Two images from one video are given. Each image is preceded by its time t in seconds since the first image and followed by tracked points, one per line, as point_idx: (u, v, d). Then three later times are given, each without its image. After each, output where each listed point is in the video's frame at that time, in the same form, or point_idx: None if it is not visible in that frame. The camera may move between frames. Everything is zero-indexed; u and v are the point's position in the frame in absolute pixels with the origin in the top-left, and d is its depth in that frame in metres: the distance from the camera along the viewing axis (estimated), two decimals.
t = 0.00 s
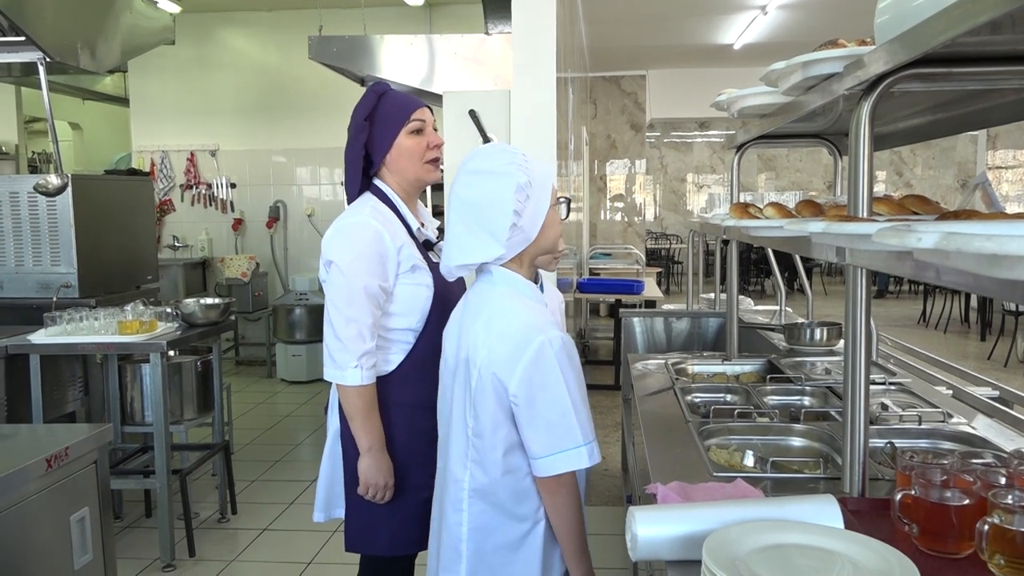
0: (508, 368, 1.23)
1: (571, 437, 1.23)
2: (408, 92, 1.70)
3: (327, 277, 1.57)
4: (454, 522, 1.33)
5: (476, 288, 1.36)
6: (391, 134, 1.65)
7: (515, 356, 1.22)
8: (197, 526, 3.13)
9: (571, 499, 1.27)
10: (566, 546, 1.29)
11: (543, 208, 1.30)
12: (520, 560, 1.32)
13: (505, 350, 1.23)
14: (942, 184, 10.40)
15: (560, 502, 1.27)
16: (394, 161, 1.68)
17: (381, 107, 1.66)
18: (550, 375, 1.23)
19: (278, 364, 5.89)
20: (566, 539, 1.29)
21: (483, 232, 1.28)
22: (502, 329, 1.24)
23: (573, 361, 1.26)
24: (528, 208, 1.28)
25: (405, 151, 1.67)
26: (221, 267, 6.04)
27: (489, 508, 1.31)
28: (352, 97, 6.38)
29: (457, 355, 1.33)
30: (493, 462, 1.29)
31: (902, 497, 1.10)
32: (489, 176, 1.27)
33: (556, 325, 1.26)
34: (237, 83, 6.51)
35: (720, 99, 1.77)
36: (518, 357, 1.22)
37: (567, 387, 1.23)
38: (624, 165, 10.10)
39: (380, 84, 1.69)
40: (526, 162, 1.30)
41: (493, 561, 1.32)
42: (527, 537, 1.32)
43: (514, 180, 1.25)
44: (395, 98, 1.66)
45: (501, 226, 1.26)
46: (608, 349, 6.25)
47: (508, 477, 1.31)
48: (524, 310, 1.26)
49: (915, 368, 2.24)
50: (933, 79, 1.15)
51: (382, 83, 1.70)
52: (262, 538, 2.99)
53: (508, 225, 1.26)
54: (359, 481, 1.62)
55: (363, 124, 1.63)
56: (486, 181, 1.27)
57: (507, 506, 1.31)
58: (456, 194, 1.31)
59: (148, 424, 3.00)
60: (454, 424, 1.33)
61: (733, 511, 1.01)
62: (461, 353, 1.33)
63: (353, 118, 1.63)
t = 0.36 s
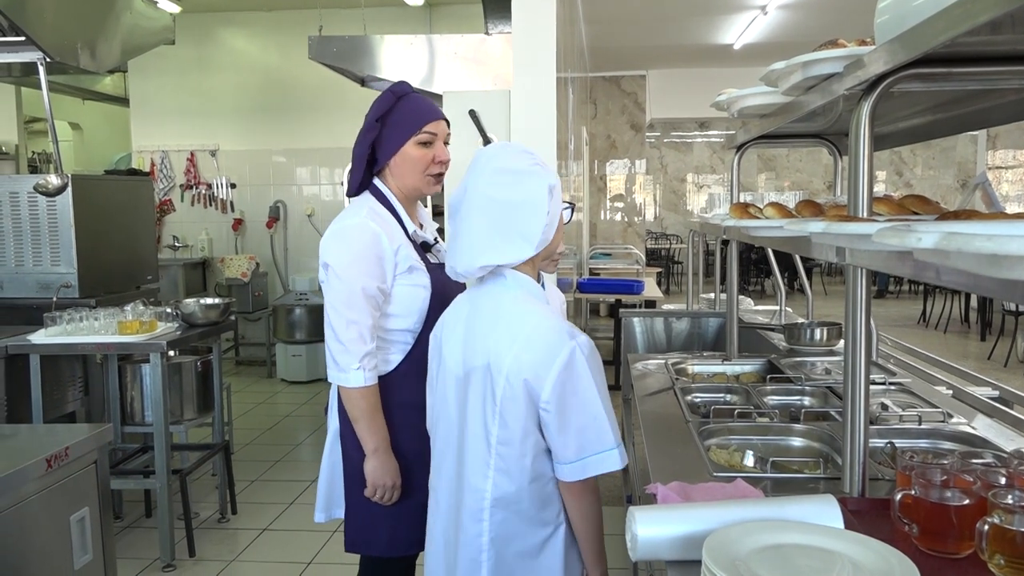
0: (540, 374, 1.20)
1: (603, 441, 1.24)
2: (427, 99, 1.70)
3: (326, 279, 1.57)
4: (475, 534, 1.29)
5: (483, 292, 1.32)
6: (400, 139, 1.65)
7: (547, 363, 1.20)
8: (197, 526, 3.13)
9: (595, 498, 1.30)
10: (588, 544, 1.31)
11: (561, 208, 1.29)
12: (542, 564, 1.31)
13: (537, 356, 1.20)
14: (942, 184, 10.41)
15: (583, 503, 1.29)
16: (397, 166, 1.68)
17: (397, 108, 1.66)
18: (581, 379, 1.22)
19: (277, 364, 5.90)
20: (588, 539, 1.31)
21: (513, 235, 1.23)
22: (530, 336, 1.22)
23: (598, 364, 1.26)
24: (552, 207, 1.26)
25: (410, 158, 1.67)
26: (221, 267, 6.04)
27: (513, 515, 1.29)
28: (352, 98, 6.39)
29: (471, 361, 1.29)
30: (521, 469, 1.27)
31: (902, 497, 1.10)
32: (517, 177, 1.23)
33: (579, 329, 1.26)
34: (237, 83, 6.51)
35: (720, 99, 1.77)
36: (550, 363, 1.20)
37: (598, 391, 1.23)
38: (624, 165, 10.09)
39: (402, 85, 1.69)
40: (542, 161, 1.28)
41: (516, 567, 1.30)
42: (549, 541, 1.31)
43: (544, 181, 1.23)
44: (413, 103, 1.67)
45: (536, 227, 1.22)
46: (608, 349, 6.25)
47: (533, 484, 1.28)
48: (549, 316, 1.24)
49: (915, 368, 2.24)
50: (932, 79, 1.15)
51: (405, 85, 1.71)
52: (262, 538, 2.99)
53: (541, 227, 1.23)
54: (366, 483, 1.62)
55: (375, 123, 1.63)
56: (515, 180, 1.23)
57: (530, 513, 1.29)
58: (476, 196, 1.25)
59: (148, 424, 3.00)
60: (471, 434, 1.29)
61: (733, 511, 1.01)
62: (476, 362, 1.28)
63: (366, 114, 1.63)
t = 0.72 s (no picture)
0: (542, 379, 1.20)
1: (605, 448, 1.24)
2: (444, 102, 1.70)
3: (328, 280, 1.57)
4: (474, 535, 1.30)
5: (489, 290, 1.31)
6: (415, 140, 1.65)
7: (550, 368, 1.20)
8: (197, 526, 3.13)
9: (596, 505, 1.29)
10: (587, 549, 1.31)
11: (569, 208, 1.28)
12: (540, 568, 1.32)
13: (539, 360, 1.20)
14: (942, 184, 10.41)
15: (585, 508, 1.28)
16: (409, 167, 1.68)
17: (415, 108, 1.65)
18: (584, 385, 1.22)
19: (277, 364, 5.90)
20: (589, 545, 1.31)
21: (522, 237, 1.23)
22: (532, 340, 1.21)
23: (602, 370, 1.26)
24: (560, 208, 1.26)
25: (423, 161, 1.67)
26: (221, 267, 6.05)
27: (512, 519, 1.29)
28: (352, 98, 6.39)
29: (474, 362, 1.29)
30: (521, 474, 1.27)
31: (902, 497, 1.10)
32: (528, 178, 1.22)
33: (584, 334, 1.25)
34: (236, 83, 6.51)
35: (720, 99, 1.77)
36: (552, 368, 1.20)
37: (602, 398, 1.23)
38: (624, 165, 10.08)
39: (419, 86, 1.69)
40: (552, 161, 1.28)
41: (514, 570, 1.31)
42: (548, 545, 1.31)
43: (555, 182, 1.23)
44: (430, 106, 1.67)
45: (546, 229, 1.22)
46: (608, 349, 6.25)
47: (534, 488, 1.28)
48: (554, 320, 1.24)
49: (915, 368, 2.24)
50: (933, 78, 1.15)
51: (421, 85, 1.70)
52: (263, 538, 2.99)
53: (551, 229, 1.23)
54: (356, 482, 1.63)
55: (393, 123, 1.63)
56: (525, 181, 1.22)
57: (532, 517, 1.29)
58: (486, 196, 1.23)
59: (148, 424, 3.00)
60: (472, 437, 1.29)
61: (733, 511, 1.01)
62: (479, 363, 1.28)
63: (383, 113, 1.62)
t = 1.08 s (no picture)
0: (542, 381, 1.20)
1: (605, 446, 1.24)
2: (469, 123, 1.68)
3: (327, 292, 1.56)
4: (476, 541, 1.29)
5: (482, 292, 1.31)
6: (444, 164, 1.63)
7: (550, 369, 1.20)
8: (198, 526, 3.13)
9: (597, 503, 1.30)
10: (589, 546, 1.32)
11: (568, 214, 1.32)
12: (544, 568, 1.32)
13: (538, 362, 1.20)
14: (943, 184, 10.41)
15: (586, 506, 1.29)
16: (424, 183, 1.65)
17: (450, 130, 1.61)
18: (583, 384, 1.23)
19: (277, 364, 5.90)
20: (591, 543, 1.32)
21: (528, 237, 1.23)
22: (531, 342, 1.21)
23: (599, 369, 1.27)
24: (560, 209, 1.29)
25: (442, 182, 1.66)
26: (221, 267, 6.05)
27: (514, 522, 1.29)
28: (353, 98, 6.39)
29: (470, 367, 1.28)
30: (522, 476, 1.26)
31: (902, 497, 1.10)
32: (531, 178, 1.23)
33: (580, 334, 1.26)
34: (237, 83, 6.51)
35: (721, 99, 1.77)
36: (552, 370, 1.20)
37: (601, 396, 1.23)
38: (624, 165, 10.07)
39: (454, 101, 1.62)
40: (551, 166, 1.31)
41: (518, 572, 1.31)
42: (550, 546, 1.32)
43: (557, 182, 1.25)
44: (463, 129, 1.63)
45: (552, 229, 1.24)
46: (608, 349, 6.25)
47: (535, 491, 1.28)
48: (549, 320, 1.24)
49: (916, 368, 2.24)
50: (934, 79, 1.15)
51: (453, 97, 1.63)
52: (264, 538, 2.99)
53: (556, 229, 1.25)
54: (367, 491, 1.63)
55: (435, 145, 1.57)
56: (530, 180, 1.23)
57: (533, 519, 1.29)
58: (490, 197, 1.22)
59: (149, 424, 3.00)
60: (471, 442, 1.28)
61: (733, 511, 1.01)
62: (475, 368, 1.27)
63: (423, 133, 1.55)
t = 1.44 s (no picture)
0: (547, 382, 1.20)
1: (606, 442, 1.27)
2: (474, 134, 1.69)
3: (327, 301, 1.56)
4: (478, 546, 1.28)
5: (476, 296, 1.29)
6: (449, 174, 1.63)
7: (553, 370, 1.20)
8: (199, 526, 3.13)
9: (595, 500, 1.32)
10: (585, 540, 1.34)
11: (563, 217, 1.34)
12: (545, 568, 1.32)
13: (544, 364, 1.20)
14: (944, 184, 10.41)
15: (585, 503, 1.31)
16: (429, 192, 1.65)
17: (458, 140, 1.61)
18: (585, 383, 1.24)
19: (278, 364, 5.90)
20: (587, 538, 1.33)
21: (530, 238, 1.24)
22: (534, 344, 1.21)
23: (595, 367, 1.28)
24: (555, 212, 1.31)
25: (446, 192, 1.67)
26: (222, 267, 6.06)
27: (516, 524, 1.28)
28: (353, 98, 6.39)
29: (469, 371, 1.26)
30: (526, 479, 1.26)
31: (903, 497, 1.10)
32: (530, 181, 1.24)
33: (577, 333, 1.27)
34: (238, 83, 6.51)
35: (722, 99, 1.77)
36: (557, 371, 1.20)
37: (601, 394, 1.25)
38: (625, 165, 10.06)
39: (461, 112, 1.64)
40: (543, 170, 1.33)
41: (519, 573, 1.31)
42: (549, 545, 1.32)
43: (552, 186, 1.27)
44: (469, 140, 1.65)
45: (553, 230, 1.25)
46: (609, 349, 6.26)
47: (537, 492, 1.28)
48: (548, 321, 1.24)
49: (917, 368, 2.24)
50: (935, 79, 1.15)
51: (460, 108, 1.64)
52: (264, 538, 2.99)
53: (555, 231, 1.26)
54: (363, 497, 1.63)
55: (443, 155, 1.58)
56: (530, 183, 1.24)
57: (534, 520, 1.29)
58: (491, 200, 1.21)
59: (149, 424, 3.00)
60: (472, 446, 1.26)
61: (734, 511, 1.01)
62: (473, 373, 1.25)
63: (432, 144, 1.56)
